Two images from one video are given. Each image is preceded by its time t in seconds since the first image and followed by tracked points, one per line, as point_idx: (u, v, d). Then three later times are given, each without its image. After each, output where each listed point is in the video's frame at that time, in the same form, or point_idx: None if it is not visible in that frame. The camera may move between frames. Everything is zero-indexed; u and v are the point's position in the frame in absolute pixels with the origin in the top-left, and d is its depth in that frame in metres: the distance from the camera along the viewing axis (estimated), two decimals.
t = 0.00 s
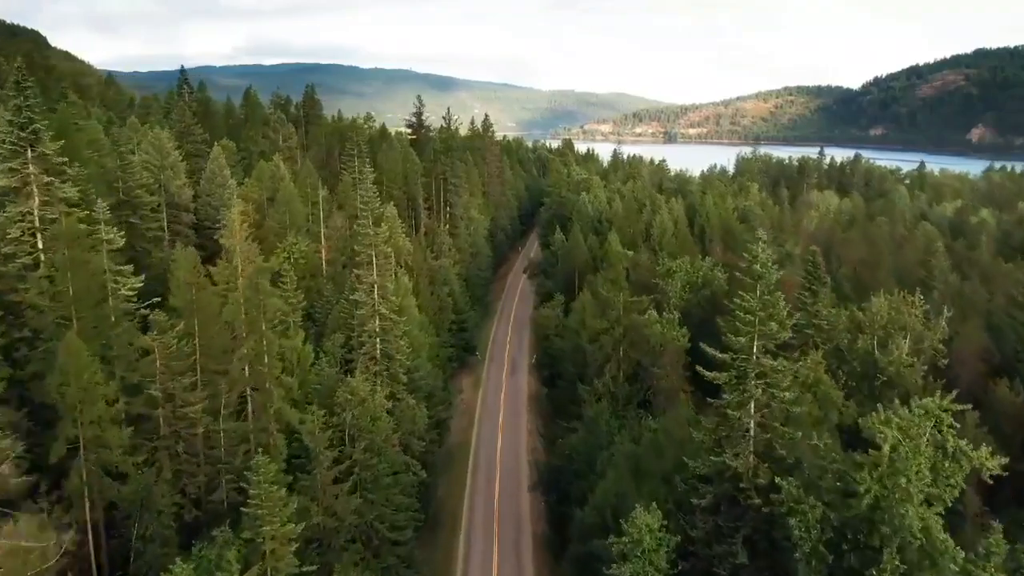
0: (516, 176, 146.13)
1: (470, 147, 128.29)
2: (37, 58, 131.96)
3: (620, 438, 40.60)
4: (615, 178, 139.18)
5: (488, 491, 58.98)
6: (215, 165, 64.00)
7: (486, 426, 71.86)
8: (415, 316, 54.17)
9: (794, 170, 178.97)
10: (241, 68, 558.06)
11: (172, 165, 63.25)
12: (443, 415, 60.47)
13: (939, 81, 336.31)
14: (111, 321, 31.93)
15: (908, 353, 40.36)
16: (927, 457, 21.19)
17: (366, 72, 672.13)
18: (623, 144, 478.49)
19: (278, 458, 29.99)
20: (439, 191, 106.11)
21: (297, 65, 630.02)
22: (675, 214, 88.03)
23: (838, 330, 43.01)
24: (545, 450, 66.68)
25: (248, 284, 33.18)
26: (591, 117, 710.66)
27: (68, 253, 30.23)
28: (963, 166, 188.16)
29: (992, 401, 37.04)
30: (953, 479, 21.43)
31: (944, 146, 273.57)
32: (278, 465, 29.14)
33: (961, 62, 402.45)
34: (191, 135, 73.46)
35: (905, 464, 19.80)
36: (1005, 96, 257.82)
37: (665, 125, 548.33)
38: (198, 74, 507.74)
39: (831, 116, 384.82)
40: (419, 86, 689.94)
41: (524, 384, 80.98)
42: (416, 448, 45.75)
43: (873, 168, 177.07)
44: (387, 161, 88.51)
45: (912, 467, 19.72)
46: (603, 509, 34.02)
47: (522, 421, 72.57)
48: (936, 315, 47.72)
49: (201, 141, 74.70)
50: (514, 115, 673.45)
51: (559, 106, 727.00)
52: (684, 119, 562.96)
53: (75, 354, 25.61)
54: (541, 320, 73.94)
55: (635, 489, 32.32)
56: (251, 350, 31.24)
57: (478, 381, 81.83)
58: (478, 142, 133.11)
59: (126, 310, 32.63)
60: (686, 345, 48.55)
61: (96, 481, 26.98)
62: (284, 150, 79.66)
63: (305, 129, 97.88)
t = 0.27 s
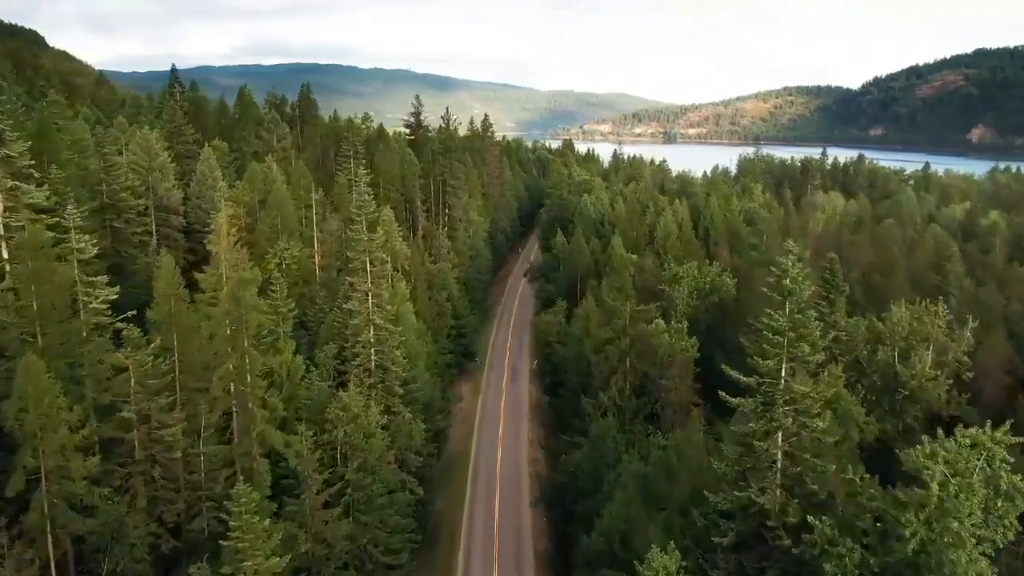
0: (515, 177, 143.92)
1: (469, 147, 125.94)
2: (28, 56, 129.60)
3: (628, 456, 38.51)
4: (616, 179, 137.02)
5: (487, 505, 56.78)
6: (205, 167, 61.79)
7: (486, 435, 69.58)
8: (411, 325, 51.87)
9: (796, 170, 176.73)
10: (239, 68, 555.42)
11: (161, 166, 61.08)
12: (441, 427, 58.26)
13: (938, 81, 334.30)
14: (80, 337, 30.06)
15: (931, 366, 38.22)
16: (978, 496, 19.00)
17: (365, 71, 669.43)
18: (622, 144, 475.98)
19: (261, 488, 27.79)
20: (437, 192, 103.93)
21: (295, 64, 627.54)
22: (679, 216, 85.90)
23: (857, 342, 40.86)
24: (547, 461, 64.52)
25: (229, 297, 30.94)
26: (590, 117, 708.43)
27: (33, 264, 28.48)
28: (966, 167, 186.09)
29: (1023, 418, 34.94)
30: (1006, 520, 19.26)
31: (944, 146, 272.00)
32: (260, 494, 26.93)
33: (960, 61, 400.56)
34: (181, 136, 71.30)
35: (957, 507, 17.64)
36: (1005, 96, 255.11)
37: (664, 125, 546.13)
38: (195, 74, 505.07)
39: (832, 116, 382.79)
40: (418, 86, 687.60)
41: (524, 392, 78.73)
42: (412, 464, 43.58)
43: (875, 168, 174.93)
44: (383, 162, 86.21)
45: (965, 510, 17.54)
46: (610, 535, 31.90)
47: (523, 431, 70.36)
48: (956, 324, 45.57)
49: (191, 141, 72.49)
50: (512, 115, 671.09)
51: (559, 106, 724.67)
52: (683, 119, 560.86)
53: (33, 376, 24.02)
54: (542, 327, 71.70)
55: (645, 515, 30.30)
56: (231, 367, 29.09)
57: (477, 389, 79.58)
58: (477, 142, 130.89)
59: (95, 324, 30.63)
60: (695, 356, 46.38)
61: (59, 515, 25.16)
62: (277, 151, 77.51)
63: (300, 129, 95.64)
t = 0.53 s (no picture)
0: (516, 177, 141.25)
1: (468, 147, 123.32)
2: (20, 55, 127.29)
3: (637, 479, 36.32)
4: (619, 180, 134.36)
5: (487, 523, 54.28)
6: (192, 168, 59.32)
7: (486, 446, 67.09)
8: (407, 334, 49.23)
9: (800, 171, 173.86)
10: (238, 67, 552.82)
11: (147, 168, 58.67)
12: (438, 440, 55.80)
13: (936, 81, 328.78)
14: (40, 357, 27.70)
15: (961, 383, 35.74)
16: None
17: (364, 71, 666.92)
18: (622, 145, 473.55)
19: (238, 526, 25.36)
20: (436, 194, 101.38)
21: (294, 65, 625.07)
22: (685, 219, 83.29)
23: (881, 356, 38.29)
24: (549, 475, 62.04)
25: (204, 315, 28.68)
26: (590, 117, 705.65)
27: None
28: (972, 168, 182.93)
29: None
30: None
31: (942, 147, 267.75)
32: (236, 533, 24.43)
33: (962, 61, 397.06)
34: (170, 136, 68.86)
35: None
36: (1005, 96, 247.65)
37: (664, 125, 543.26)
38: (194, 74, 502.83)
39: (833, 116, 380.01)
40: (417, 86, 684.86)
41: (525, 400, 76.21)
42: (407, 485, 41.09)
43: (881, 168, 171.91)
44: (380, 163, 83.66)
45: None
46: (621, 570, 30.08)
47: (524, 441, 67.85)
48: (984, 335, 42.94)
49: (181, 142, 70.10)
50: (511, 115, 668.33)
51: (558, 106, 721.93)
52: (684, 119, 558.07)
53: None
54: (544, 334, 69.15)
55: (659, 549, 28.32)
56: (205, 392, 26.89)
57: (477, 397, 77.09)
58: (477, 142, 128.25)
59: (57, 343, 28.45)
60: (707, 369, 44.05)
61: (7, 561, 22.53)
62: (270, 152, 74.98)
63: (295, 129, 93.07)
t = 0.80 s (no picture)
0: (517, 177, 138.99)
1: (467, 147, 121.05)
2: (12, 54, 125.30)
3: (648, 503, 34.17)
4: (620, 181, 132.23)
5: (487, 541, 52.02)
6: (180, 170, 57.20)
7: (485, 457, 64.81)
8: (403, 343, 46.99)
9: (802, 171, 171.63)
10: (236, 67, 550.55)
11: (133, 170, 56.33)
12: (436, 454, 53.65)
13: (937, 80, 328.21)
14: None
15: (992, 401, 33.48)
16: None
17: (363, 71, 664.58)
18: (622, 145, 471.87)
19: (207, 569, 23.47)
20: (435, 196, 99.23)
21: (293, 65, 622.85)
22: (690, 222, 81.09)
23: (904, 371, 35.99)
24: (551, 489, 59.82)
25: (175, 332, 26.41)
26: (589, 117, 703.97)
27: None
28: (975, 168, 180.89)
29: None
30: None
31: (944, 147, 266.74)
32: None
33: (961, 61, 395.30)
34: (160, 137, 66.67)
35: None
36: (1004, 96, 248.21)
37: (664, 125, 541.32)
38: (192, 74, 500.29)
39: (833, 116, 378.12)
40: (416, 86, 682.88)
41: (526, 408, 73.95)
42: (402, 506, 38.99)
43: (884, 168, 169.68)
44: (376, 164, 81.41)
45: None
46: None
47: (525, 452, 65.63)
48: (1011, 347, 40.64)
49: (171, 143, 67.88)
50: (511, 116, 666.30)
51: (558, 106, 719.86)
52: (683, 119, 556.26)
53: None
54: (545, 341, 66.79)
55: None
56: (178, 417, 25.10)
57: (475, 405, 74.94)
58: (476, 142, 126.09)
59: (16, 363, 26.38)
60: (719, 383, 41.80)
61: None
62: (263, 153, 72.79)
63: (290, 129, 90.90)
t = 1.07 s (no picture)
0: (516, 178, 136.37)
1: (465, 148, 118.47)
2: None
3: (661, 534, 31.78)
4: (622, 182, 129.73)
5: (486, 564, 49.47)
6: (167, 172, 54.63)
7: (485, 470, 62.24)
8: (398, 356, 44.49)
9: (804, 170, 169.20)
10: (233, 67, 547.53)
11: (116, 173, 53.78)
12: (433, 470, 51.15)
13: (935, 80, 325.33)
14: None
15: None
16: None
17: (361, 71, 661.88)
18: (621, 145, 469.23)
19: None
20: (433, 198, 96.50)
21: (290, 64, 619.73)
22: (696, 224, 78.58)
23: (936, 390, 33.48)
24: (554, 505, 57.28)
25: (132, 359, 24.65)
26: (588, 117, 701.58)
27: None
28: (978, 169, 178.58)
29: None
30: None
31: (943, 147, 264.02)
32: None
33: (961, 60, 393.56)
34: (146, 138, 64.03)
35: None
36: (1004, 96, 246.16)
37: (663, 125, 538.85)
38: (189, 74, 497.96)
39: (833, 115, 375.90)
40: (414, 85, 680.02)
41: (527, 418, 71.46)
42: (396, 533, 36.59)
43: (887, 168, 167.42)
44: (372, 165, 78.86)
45: None
46: None
47: (526, 465, 63.15)
48: None
49: (158, 144, 65.27)
50: (509, 116, 663.60)
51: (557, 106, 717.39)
52: (682, 118, 553.90)
53: None
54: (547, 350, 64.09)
55: None
56: (137, 455, 24.25)
57: (475, 415, 72.40)
58: (475, 143, 123.52)
59: None
60: (734, 400, 39.34)
61: None
62: (254, 155, 70.21)
63: (283, 129, 88.27)
